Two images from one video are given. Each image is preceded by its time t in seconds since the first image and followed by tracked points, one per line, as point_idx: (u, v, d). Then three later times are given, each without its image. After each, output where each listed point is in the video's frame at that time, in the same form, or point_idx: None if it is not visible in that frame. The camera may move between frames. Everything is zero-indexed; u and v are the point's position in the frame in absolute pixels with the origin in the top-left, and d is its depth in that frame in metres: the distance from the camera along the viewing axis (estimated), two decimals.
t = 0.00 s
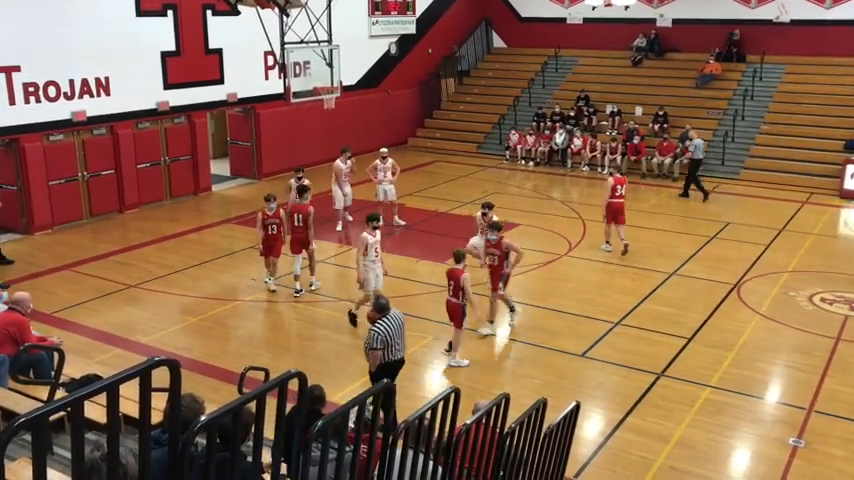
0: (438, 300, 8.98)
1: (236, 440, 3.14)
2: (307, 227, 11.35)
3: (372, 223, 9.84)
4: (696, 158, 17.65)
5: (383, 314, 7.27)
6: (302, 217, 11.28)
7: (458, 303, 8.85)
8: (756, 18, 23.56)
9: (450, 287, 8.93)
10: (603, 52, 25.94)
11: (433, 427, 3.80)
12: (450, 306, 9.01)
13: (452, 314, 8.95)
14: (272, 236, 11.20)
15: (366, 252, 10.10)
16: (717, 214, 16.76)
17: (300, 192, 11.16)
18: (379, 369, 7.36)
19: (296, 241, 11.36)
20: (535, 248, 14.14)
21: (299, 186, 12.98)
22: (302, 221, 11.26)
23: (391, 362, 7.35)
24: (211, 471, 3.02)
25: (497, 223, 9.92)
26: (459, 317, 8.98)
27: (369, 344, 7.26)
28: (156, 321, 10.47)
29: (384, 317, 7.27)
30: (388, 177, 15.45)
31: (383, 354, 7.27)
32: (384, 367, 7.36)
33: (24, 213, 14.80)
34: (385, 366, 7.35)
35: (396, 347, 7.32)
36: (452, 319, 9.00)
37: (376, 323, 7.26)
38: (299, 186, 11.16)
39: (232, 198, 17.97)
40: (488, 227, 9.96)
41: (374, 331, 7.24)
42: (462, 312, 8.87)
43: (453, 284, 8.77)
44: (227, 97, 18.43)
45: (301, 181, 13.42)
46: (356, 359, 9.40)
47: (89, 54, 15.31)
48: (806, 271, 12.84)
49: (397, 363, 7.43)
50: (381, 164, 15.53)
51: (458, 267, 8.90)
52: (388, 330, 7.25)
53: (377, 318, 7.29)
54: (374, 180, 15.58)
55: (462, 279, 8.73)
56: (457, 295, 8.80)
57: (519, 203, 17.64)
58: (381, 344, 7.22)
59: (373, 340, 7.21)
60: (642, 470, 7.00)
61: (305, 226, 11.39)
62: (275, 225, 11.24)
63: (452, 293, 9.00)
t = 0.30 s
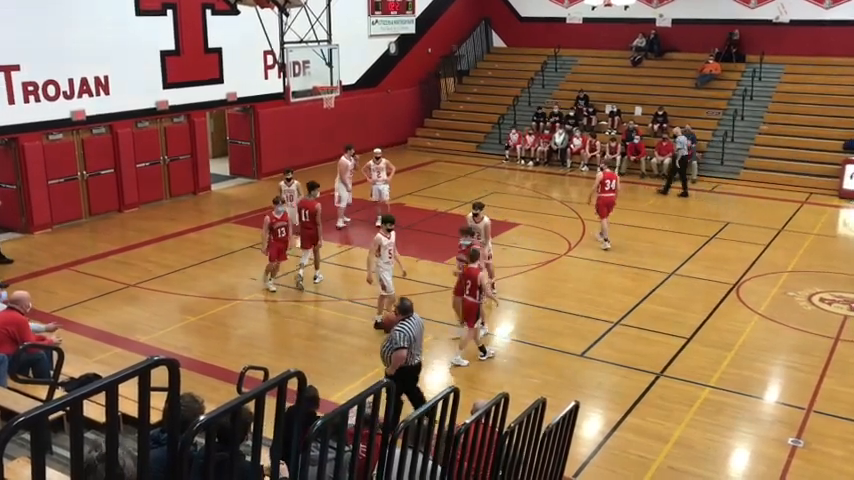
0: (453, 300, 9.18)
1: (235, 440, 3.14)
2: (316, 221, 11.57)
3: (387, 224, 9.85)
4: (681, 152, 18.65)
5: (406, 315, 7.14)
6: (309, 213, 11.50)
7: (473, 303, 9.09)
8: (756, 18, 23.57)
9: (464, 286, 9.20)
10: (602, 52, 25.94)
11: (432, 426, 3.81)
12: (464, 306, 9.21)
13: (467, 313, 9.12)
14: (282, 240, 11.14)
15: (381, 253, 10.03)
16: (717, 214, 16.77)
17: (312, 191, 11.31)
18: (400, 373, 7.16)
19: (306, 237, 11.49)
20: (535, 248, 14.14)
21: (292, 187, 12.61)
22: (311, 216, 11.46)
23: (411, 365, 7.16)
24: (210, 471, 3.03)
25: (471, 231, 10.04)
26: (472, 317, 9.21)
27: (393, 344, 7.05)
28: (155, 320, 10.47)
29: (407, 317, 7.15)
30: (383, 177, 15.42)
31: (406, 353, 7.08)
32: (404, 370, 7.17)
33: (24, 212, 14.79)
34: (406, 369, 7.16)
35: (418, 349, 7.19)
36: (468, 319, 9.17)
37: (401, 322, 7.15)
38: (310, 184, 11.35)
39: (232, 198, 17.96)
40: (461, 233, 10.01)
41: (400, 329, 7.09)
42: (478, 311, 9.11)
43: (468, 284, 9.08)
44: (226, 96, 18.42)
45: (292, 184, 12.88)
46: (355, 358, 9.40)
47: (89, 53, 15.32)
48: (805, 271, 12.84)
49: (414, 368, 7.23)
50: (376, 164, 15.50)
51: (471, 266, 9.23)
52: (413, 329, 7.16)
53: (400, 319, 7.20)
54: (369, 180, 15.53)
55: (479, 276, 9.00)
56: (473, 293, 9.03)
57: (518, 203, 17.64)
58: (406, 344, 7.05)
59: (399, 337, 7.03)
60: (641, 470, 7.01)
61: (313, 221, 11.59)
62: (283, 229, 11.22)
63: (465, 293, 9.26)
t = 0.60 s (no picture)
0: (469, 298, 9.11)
1: (234, 439, 3.15)
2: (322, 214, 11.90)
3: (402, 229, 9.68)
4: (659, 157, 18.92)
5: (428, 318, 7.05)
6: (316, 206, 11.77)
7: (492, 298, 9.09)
8: (755, 18, 23.59)
9: (479, 282, 9.11)
10: (602, 52, 25.94)
11: (432, 425, 3.80)
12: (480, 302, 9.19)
13: (486, 309, 9.12)
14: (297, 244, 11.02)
15: (399, 258, 9.89)
16: (716, 214, 16.78)
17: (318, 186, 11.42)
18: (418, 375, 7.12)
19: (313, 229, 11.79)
20: (535, 248, 14.14)
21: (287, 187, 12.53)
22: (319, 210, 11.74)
23: (437, 365, 7.13)
24: (211, 471, 3.03)
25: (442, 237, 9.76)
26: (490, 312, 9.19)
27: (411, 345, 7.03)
28: (155, 319, 10.46)
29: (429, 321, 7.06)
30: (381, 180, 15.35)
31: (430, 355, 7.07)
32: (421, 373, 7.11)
33: (23, 211, 14.79)
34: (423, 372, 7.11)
35: (437, 353, 7.10)
36: (486, 314, 9.19)
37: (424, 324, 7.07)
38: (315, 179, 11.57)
39: (231, 197, 17.96)
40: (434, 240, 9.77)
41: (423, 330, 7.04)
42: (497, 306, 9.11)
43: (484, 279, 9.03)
44: (225, 96, 18.40)
45: (284, 185, 12.69)
46: (355, 358, 9.40)
47: (89, 52, 15.31)
48: (805, 272, 12.85)
49: (440, 369, 7.22)
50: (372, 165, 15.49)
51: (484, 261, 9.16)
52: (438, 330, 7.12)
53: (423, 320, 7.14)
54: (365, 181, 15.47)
55: (496, 272, 8.99)
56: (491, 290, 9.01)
57: (518, 203, 17.63)
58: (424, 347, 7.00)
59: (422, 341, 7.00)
60: (641, 470, 7.01)
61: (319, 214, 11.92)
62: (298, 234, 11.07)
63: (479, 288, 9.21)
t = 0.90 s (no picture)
0: (485, 298, 9.07)
1: (235, 438, 3.14)
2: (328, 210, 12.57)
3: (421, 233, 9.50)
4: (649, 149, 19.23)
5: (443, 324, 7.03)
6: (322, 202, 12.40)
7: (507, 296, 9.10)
8: (755, 18, 23.60)
9: (496, 281, 9.10)
10: (602, 52, 25.94)
11: (431, 425, 3.80)
12: (496, 300, 9.20)
13: (502, 306, 9.14)
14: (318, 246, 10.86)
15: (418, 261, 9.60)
16: (716, 214, 16.79)
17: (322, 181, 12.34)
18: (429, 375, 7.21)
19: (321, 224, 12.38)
20: (535, 248, 14.14)
21: (290, 194, 12.33)
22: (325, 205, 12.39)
23: (447, 370, 7.12)
24: (210, 471, 3.03)
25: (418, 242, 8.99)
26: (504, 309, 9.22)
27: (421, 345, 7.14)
28: (155, 319, 10.46)
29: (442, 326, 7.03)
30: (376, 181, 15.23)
31: (450, 359, 7.08)
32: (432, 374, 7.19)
33: (23, 210, 14.78)
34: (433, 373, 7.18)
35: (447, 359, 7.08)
36: (502, 311, 9.20)
37: (443, 328, 7.07)
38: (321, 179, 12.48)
39: (231, 197, 17.95)
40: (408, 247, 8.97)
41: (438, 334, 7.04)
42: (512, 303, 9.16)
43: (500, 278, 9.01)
44: (225, 96, 18.40)
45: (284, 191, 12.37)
46: (354, 358, 9.40)
47: (89, 52, 15.31)
48: (804, 272, 12.85)
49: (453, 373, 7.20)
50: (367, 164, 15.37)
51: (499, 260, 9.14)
52: (459, 333, 7.13)
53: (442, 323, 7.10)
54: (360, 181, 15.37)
55: (514, 270, 9.00)
56: (510, 288, 9.02)
57: (518, 203, 17.63)
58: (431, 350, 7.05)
59: (440, 344, 7.00)
60: (641, 470, 7.01)
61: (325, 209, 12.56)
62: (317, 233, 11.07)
63: (493, 286, 9.21)
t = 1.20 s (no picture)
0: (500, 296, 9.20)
1: (234, 438, 3.14)
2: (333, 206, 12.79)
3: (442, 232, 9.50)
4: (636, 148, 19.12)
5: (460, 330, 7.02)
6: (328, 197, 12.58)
7: (521, 293, 9.24)
8: (755, 18, 23.61)
9: (510, 279, 9.23)
10: (602, 52, 25.95)
11: (432, 426, 3.79)
12: (509, 299, 9.30)
13: (518, 305, 9.25)
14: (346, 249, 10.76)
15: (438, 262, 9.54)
16: (716, 214, 16.79)
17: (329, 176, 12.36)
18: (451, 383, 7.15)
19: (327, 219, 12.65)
20: (535, 247, 14.14)
21: (296, 197, 12.28)
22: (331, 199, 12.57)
23: (467, 379, 7.07)
24: (211, 472, 3.03)
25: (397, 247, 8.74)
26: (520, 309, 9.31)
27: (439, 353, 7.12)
28: (154, 319, 10.46)
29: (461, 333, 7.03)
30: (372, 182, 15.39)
31: (467, 366, 7.04)
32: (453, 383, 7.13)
33: (23, 210, 14.77)
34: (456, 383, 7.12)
35: (467, 366, 7.03)
36: (515, 310, 9.31)
37: (458, 334, 7.07)
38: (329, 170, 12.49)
39: (231, 197, 17.94)
40: (387, 251, 8.69)
41: (453, 341, 7.03)
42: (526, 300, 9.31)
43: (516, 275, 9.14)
44: (225, 95, 18.40)
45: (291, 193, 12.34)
46: (354, 358, 9.40)
47: (88, 52, 15.32)
48: (804, 272, 12.85)
49: (474, 382, 7.12)
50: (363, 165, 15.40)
51: (511, 258, 9.28)
52: (476, 340, 7.09)
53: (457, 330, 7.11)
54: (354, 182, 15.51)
55: (530, 267, 9.21)
56: (525, 285, 9.19)
57: (518, 203, 17.62)
58: (450, 358, 7.02)
59: (455, 351, 6.98)
60: (641, 470, 7.01)
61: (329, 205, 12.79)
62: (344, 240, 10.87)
63: (505, 284, 9.31)
